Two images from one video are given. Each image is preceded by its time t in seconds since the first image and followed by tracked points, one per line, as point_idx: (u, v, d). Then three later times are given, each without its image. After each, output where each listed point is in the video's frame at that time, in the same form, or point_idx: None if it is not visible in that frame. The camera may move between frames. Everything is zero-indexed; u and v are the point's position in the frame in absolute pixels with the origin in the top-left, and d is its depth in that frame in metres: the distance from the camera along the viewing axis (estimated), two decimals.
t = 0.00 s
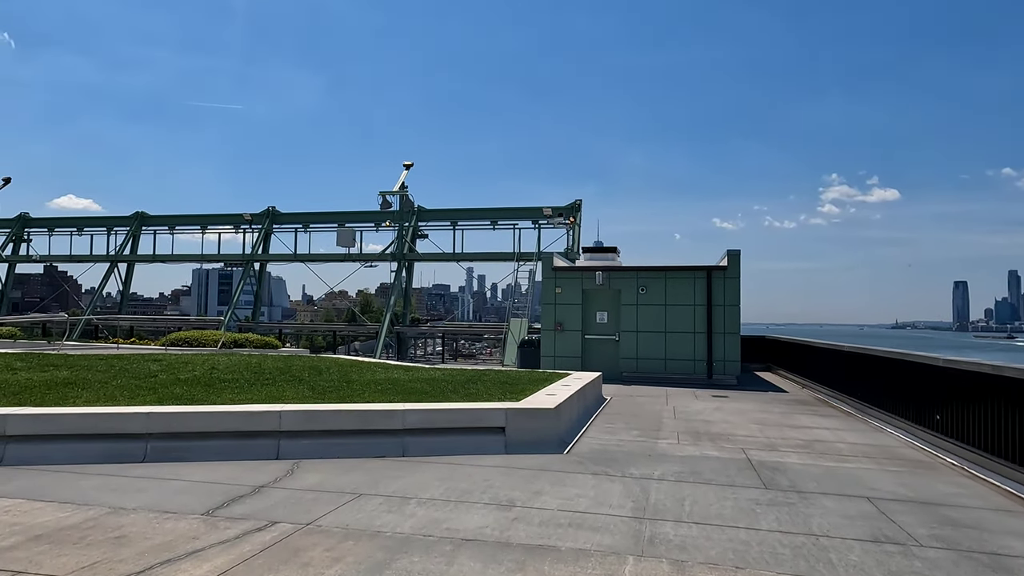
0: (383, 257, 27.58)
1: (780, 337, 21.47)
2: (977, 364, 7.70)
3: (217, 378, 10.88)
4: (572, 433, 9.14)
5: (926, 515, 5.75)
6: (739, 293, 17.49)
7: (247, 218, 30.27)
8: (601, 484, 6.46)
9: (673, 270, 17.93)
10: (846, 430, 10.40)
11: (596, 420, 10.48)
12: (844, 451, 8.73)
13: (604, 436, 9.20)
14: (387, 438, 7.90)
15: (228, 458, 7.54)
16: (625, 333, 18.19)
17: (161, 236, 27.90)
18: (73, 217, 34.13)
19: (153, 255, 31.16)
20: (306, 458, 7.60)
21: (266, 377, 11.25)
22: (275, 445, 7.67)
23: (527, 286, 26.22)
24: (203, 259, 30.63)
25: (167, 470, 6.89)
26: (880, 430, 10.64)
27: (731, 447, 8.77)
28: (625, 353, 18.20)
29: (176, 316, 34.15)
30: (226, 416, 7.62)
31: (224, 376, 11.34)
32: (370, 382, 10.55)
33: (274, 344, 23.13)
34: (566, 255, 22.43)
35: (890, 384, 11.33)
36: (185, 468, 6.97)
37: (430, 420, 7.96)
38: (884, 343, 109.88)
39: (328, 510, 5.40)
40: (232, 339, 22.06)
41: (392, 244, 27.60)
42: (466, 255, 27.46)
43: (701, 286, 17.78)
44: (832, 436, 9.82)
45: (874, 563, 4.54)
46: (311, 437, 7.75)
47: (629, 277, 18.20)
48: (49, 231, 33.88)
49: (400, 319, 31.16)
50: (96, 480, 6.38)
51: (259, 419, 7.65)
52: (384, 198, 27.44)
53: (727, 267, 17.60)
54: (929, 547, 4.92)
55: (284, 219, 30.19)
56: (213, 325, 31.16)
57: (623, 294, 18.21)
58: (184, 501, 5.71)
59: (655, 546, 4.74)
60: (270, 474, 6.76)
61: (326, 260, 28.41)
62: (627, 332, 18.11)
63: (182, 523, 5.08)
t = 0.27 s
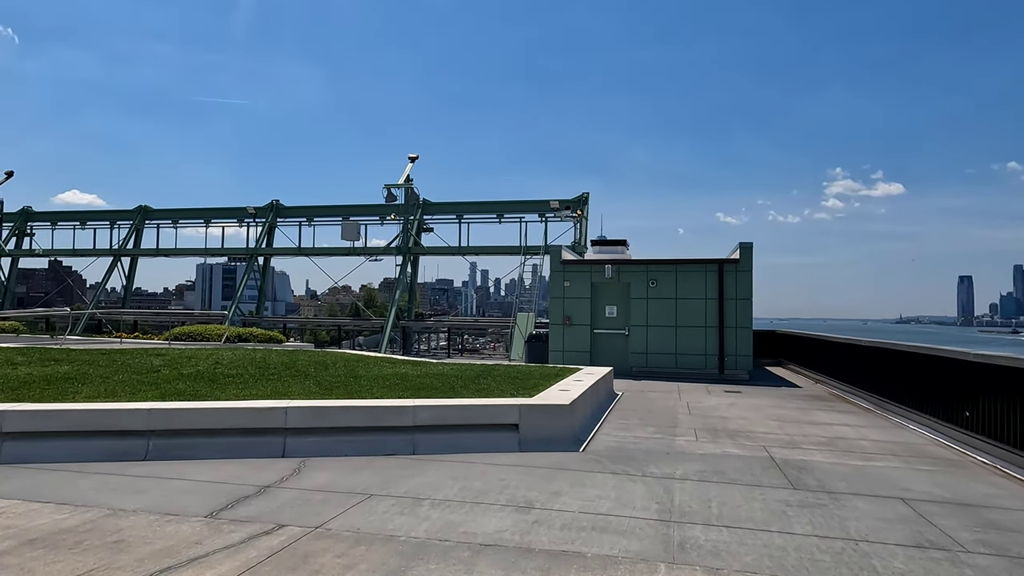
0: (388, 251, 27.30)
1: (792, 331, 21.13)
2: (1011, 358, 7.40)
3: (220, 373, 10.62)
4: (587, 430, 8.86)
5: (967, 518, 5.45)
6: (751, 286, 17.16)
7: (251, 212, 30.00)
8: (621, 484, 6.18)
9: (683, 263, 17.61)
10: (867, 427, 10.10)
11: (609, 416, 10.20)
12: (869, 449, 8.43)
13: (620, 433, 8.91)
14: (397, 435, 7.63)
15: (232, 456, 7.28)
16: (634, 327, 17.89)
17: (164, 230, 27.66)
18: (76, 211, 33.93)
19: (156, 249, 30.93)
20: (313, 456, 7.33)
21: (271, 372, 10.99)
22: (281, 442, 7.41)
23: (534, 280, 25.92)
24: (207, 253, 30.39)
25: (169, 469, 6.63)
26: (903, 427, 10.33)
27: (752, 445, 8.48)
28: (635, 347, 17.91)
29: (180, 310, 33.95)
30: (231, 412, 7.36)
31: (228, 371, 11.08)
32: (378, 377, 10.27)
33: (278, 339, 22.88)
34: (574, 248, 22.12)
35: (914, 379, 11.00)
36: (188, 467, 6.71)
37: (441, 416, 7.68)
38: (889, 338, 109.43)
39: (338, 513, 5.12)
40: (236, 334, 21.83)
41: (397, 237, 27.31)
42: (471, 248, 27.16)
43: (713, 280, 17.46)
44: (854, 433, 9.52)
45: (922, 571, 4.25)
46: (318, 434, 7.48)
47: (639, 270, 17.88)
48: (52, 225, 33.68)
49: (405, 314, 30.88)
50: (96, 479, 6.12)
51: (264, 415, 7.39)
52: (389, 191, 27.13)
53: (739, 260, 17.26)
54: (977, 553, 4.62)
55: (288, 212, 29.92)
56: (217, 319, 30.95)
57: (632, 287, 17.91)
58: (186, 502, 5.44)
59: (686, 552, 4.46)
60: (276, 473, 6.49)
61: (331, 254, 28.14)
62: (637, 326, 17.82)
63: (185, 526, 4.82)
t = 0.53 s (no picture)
0: (388, 244, 26.96)
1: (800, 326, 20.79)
2: None
3: (217, 370, 10.31)
4: (597, 428, 8.54)
5: (1007, 525, 5.13)
6: (759, 280, 16.83)
7: (250, 205, 29.64)
8: (638, 488, 5.86)
9: (690, 256, 17.27)
10: (885, 424, 9.78)
11: (619, 413, 9.89)
12: (890, 448, 8.11)
13: (631, 432, 8.60)
14: (399, 434, 7.31)
15: (228, 456, 6.96)
16: (640, 321, 17.57)
17: (162, 223, 27.32)
18: (73, 204, 33.57)
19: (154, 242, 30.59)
20: (313, 456, 7.02)
21: (270, 368, 10.66)
22: (279, 442, 7.10)
23: (536, 274, 25.58)
24: (205, 247, 30.06)
25: (162, 471, 6.31)
26: (923, 425, 9.99)
27: (769, 444, 8.17)
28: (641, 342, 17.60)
29: (178, 304, 33.63)
30: (227, 411, 7.04)
31: (226, 367, 10.76)
32: (380, 373, 9.94)
33: (278, 333, 22.57)
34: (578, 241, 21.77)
35: (934, 375, 10.67)
36: (182, 469, 6.39)
37: (447, 415, 7.37)
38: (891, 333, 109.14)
39: (339, 521, 4.80)
40: (235, 329, 21.52)
41: (398, 230, 26.96)
42: (473, 242, 26.82)
43: (720, 273, 17.12)
44: (873, 431, 9.20)
45: None
46: (318, 433, 7.17)
47: (645, 264, 17.55)
48: (49, 218, 33.32)
49: (405, 308, 30.55)
50: (84, 483, 5.80)
51: (262, 414, 7.07)
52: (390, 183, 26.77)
53: (748, 252, 16.91)
54: None
55: (287, 205, 29.56)
56: (216, 314, 30.62)
57: (638, 281, 17.58)
58: (178, 508, 5.13)
59: (714, 564, 4.14)
60: (273, 476, 6.18)
61: (331, 247, 27.80)
62: (643, 320, 17.51)
63: (175, 536, 4.50)
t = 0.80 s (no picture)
0: (391, 243, 26.67)
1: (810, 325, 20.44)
2: None
3: (216, 371, 10.01)
4: (610, 431, 8.23)
5: None
6: (770, 278, 16.50)
7: (252, 203, 29.38)
8: (658, 497, 5.55)
9: (700, 254, 16.95)
10: (907, 427, 9.44)
11: (631, 416, 9.57)
12: (916, 453, 7.77)
13: (645, 436, 8.28)
14: (405, 438, 7.00)
15: (227, 463, 6.66)
16: (648, 320, 17.25)
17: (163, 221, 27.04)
18: (74, 202, 33.34)
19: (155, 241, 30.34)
20: (314, 462, 6.71)
21: (271, 369, 10.37)
22: (280, 447, 6.80)
23: (541, 273, 25.26)
24: (207, 245, 29.80)
25: (157, 479, 6.01)
26: (946, 427, 9.66)
27: (789, 448, 7.84)
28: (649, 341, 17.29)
29: (180, 303, 33.38)
30: (226, 415, 6.74)
31: (226, 368, 10.48)
32: (384, 374, 9.65)
33: (280, 333, 22.29)
34: (584, 239, 21.46)
35: (957, 376, 10.32)
36: (178, 477, 6.10)
37: (454, 419, 7.06)
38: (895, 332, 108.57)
39: (343, 535, 4.49)
40: (236, 328, 21.25)
41: (401, 229, 26.66)
42: (477, 240, 26.50)
43: (730, 271, 16.79)
44: (896, 434, 8.87)
45: None
46: (320, 438, 6.87)
47: (654, 262, 17.24)
48: (49, 217, 33.10)
49: (409, 307, 30.24)
50: (73, 492, 5.51)
51: (262, 417, 6.77)
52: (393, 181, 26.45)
53: (759, 250, 16.57)
54: None
55: (290, 203, 29.28)
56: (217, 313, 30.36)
57: (646, 279, 17.26)
58: (171, 520, 4.82)
59: None
60: (273, 484, 5.87)
61: (334, 245, 27.52)
62: (651, 319, 17.19)
63: (167, 551, 4.20)
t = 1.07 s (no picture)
0: (395, 243, 26.38)
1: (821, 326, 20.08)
2: None
3: (215, 375, 9.71)
4: (624, 438, 7.90)
5: None
6: (782, 278, 16.15)
7: (255, 204, 29.13)
8: (680, 510, 5.22)
9: (710, 253, 16.60)
10: (931, 432, 9.08)
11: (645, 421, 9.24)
12: (946, 460, 7.42)
13: (661, 443, 7.94)
14: (411, 446, 6.70)
15: (224, 472, 6.35)
16: (657, 322, 16.92)
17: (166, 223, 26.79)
18: (77, 204, 33.16)
19: (157, 243, 30.11)
20: (316, 472, 6.40)
21: (271, 372, 10.07)
22: (280, 456, 6.49)
23: (547, 273, 24.93)
24: (209, 247, 29.56)
25: (150, 490, 5.71)
26: (972, 432, 9.31)
27: (812, 455, 7.50)
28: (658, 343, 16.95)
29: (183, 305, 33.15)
30: (223, 422, 6.44)
31: (226, 371, 10.17)
32: (389, 378, 9.34)
33: (284, 335, 22.01)
34: (591, 239, 21.13)
35: (982, 379, 9.96)
36: (173, 488, 5.79)
37: (462, 426, 6.75)
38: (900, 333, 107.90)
39: (345, 554, 4.18)
40: (239, 330, 20.99)
41: (405, 229, 26.38)
42: (482, 240, 26.20)
43: (741, 272, 16.45)
44: (921, 440, 8.52)
45: None
46: (322, 446, 6.56)
47: (663, 262, 16.90)
48: (52, 219, 32.91)
49: (413, 308, 29.95)
50: (61, 505, 5.20)
51: (261, 424, 6.47)
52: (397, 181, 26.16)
53: (771, 250, 16.22)
54: None
55: (293, 204, 29.03)
56: (220, 315, 30.09)
57: (655, 280, 16.93)
58: (162, 537, 4.51)
59: None
60: (272, 496, 5.56)
61: (337, 246, 27.24)
62: (660, 321, 16.86)
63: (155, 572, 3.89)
